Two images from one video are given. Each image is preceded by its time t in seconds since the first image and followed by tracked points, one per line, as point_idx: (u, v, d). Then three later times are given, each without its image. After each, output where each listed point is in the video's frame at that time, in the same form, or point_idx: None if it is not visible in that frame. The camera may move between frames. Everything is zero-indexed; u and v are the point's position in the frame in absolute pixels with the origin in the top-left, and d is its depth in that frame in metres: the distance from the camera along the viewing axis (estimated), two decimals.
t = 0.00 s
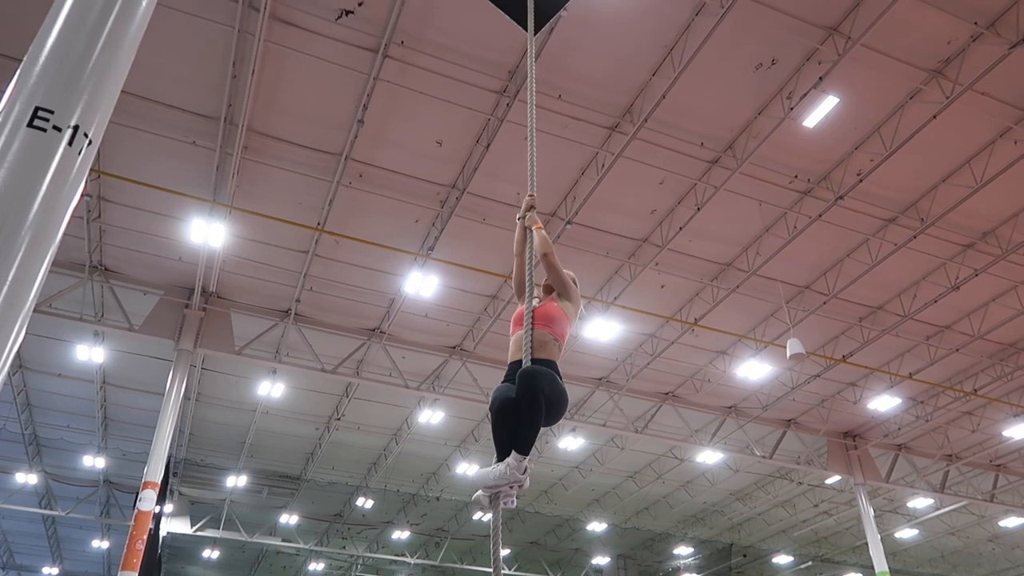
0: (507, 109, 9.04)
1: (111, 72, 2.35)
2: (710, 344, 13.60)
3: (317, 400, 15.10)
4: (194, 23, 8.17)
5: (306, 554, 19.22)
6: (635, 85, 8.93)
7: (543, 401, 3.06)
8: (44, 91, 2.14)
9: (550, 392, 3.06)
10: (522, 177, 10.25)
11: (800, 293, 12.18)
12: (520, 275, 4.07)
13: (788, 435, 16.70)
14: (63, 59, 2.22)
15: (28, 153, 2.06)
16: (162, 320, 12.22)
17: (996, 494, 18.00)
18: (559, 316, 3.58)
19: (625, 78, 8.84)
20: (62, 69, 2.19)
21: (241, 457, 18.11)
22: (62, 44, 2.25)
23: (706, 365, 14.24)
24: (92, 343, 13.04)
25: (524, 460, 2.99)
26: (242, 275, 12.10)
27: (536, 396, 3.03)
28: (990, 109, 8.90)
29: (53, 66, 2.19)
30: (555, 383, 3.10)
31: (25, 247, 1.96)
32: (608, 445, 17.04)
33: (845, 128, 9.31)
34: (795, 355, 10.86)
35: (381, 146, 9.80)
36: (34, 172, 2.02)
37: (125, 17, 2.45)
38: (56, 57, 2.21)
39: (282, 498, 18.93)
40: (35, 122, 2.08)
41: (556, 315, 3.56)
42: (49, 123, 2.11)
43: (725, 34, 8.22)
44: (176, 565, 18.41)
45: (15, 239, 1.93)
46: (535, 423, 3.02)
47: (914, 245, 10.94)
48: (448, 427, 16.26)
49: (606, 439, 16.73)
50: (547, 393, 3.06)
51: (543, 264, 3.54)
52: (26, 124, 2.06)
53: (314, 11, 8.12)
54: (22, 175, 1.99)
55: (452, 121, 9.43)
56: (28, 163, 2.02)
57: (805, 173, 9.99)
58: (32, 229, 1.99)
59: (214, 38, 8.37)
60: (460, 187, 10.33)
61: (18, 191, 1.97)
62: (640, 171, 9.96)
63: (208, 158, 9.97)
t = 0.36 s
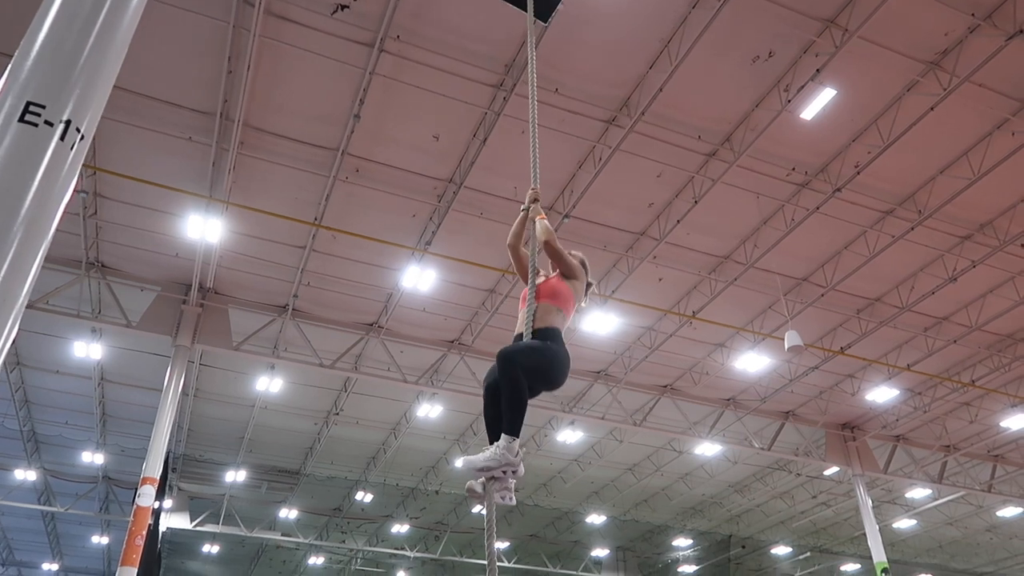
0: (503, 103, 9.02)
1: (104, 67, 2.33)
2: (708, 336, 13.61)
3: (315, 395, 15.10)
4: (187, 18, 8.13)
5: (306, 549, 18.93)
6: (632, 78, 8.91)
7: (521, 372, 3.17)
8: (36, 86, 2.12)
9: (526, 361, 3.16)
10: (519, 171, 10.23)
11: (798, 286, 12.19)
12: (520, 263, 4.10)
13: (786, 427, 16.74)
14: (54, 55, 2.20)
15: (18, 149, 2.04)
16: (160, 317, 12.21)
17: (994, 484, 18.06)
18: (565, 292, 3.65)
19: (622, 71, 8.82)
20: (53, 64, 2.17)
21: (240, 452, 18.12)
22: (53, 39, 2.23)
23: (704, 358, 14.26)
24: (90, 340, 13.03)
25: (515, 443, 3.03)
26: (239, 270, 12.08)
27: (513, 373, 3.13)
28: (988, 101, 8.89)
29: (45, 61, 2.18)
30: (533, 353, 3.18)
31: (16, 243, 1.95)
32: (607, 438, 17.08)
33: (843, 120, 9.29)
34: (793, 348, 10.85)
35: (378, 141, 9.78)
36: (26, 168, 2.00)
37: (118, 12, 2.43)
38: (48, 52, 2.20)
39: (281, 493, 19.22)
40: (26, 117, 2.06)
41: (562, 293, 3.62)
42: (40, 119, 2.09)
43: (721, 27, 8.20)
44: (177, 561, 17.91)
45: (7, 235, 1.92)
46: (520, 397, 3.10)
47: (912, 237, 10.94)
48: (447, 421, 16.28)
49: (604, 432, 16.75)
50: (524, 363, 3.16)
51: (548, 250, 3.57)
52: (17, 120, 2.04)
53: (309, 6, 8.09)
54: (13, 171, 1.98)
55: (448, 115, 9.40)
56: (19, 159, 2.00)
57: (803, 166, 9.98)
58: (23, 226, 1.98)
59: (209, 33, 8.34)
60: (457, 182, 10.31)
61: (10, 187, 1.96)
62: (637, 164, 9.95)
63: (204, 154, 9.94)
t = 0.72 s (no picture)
0: (496, 94, 9.00)
1: (93, 61, 2.31)
2: (703, 327, 13.64)
3: (311, 389, 15.10)
4: (177, 11, 8.07)
5: (303, 542, 18.88)
6: (625, 68, 8.89)
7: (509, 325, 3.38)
8: (25, 80, 2.10)
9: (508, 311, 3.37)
10: (513, 163, 10.21)
11: (792, 275, 12.22)
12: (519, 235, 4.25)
13: (781, 416, 16.81)
14: (42, 49, 2.18)
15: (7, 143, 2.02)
16: (154, 311, 12.18)
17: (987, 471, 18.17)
18: (569, 251, 3.90)
19: (615, 62, 8.80)
20: (42, 57, 2.15)
21: (236, 447, 18.11)
22: (41, 33, 2.20)
23: (699, 348, 14.29)
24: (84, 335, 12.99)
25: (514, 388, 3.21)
26: (233, 264, 12.05)
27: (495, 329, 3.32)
28: (980, 89, 8.90)
29: (33, 55, 2.16)
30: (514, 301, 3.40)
31: (7, 239, 1.94)
32: (603, 429, 17.13)
33: (836, 109, 9.29)
34: (787, 337, 10.84)
35: (371, 133, 9.74)
36: (16, 163, 1.99)
37: (106, 5, 2.41)
38: (36, 46, 2.18)
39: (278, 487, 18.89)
40: (15, 112, 2.05)
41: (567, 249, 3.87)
42: (30, 113, 2.08)
43: (715, 17, 8.18)
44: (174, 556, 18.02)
45: None
46: (509, 347, 3.30)
47: (905, 226, 10.97)
48: (443, 414, 16.31)
49: (600, 423, 16.80)
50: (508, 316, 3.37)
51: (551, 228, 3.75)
52: (5, 114, 2.02)
53: None
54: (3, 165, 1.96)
55: (441, 107, 9.37)
56: (9, 154, 1.98)
57: (796, 155, 9.98)
58: (15, 220, 1.97)
59: (200, 26, 8.29)
60: (451, 174, 10.29)
61: None
62: (631, 155, 9.94)
63: (196, 147, 9.90)
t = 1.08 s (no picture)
0: (495, 94, 9.00)
1: (92, 62, 2.31)
2: (703, 326, 13.64)
3: (310, 389, 15.09)
4: (176, 11, 8.07)
5: (303, 542, 18.85)
6: (624, 67, 8.89)
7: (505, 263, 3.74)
8: (25, 82, 2.10)
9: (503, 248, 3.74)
10: (513, 163, 10.20)
11: (792, 274, 12.22)
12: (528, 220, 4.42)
13: (781, 415, 16.81)
14: (42, 50, 2.17)
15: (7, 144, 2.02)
16: (153, 312, 12.18)
17: (987, 469, 18.18)
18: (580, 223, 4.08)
19: (614, 61, 8.79)
20: (42, 59, 2.15)
21: (237, 447, 18.12)
22: (41, 34, 2.20)
23: (699, 348, 14.29)
24: (83, 336, 12.99)
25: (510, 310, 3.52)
26: (233, 264, 12.04)
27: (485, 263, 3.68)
28: (979, 87, 8.89)
29: (33, 56, 2.15)
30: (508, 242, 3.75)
31: (9, 239, 1.94)
32: (603, 429, 17.14)
33: (835, 108, 9.29)
34: (786, 336, 10.79)
35: (369, 133, 9.73)
36: (17, 164, 1.99)
37: (106, 7, 2.41)
38: (36, 47, 2.17)
39: (279, 487, 18.83)
40: (15, 113, 2.04)
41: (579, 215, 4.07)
42: (30, 114, 2.07)
43: (714, 16, 8.18)
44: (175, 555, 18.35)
45: None
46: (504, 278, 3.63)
47: (904, 224, 10.97)
48: (443, 414, 16.31)
49: (600, 423, 16.80)
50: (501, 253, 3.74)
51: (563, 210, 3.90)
52: (5, 115, 2.02)
53: None
54: (3, 166, 1.96)
55: (440, 106, 9.37)
56: (10, 155, 1.98)
57: (796, 154, 9.98)
58: (16, 221, 1.97)
59: (198, 26, 8.28)
60: (450, 173, 10.29)
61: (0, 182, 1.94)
62: (631, 154, 9.94)
63: (195, 147, 9.88)
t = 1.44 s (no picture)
0: (496, 99, 9.02)
1: (95, 68, 2.31)
2: (703, 331, 13.64)
3: (310, 394, 15.10)
4: (178, 16, 8.10)
5: (302, 547, 19.10)
6: (624, 73, 8.91)
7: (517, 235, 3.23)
8: (28, 88, 2.11)
9: (517, 216, 3.19)
10: (513, 168, 10.21)
11: (792, 280, 12.22)
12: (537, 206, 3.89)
13: (781, 421, 16.79)
14: (45, 56, 2.18)
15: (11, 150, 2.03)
16: (154, 316, 12.18)
17: (987, 475, 18.16)
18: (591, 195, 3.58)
19: (615, 66, 8.81)
20: (45, 64, 2.16)
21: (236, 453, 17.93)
22: (43, 41, 2.21)
23: (698, 353, 14.29)
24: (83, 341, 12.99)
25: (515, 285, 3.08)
26: (233, 269, 12.05)
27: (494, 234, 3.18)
28: (979, 94, 8.91)
29: (36, 63, 2.16)
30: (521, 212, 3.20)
31: (11, 245, 1.95)
32: (602, 434, 17.13)
33: (834, 114, 9.32)
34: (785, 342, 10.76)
35: (370, 138, 9.75)
36: (18, 169, 1.99)
37: (108, 13, 2.41)
38: (39, 53, 2.18)
39: (277, 492, 19.04)
40: (18, 119, 2.05)
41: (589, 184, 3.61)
42: (33, 120, 2.08)
43: (714, 21, 8.20)
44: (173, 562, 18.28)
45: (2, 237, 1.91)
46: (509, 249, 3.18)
47: (904, 230, 10.98)
48: (443, 419, 16.31)
49: (600, 428, 16.78)
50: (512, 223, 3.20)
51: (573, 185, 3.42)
52: (9, 122, 2.03)
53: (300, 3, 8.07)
54: (6, 171, 1.97)
55: (441, 112, 9.39)
56: (12, 161, 1.99)
57: (796, 160, 10.00)
58: (17, 226, 1.97)
59: (200, 31, 8.31)
60: (450, 179, 10.30)
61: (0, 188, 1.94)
62: (631, 159, 9.96)
63: (196, 152, 9.90)
